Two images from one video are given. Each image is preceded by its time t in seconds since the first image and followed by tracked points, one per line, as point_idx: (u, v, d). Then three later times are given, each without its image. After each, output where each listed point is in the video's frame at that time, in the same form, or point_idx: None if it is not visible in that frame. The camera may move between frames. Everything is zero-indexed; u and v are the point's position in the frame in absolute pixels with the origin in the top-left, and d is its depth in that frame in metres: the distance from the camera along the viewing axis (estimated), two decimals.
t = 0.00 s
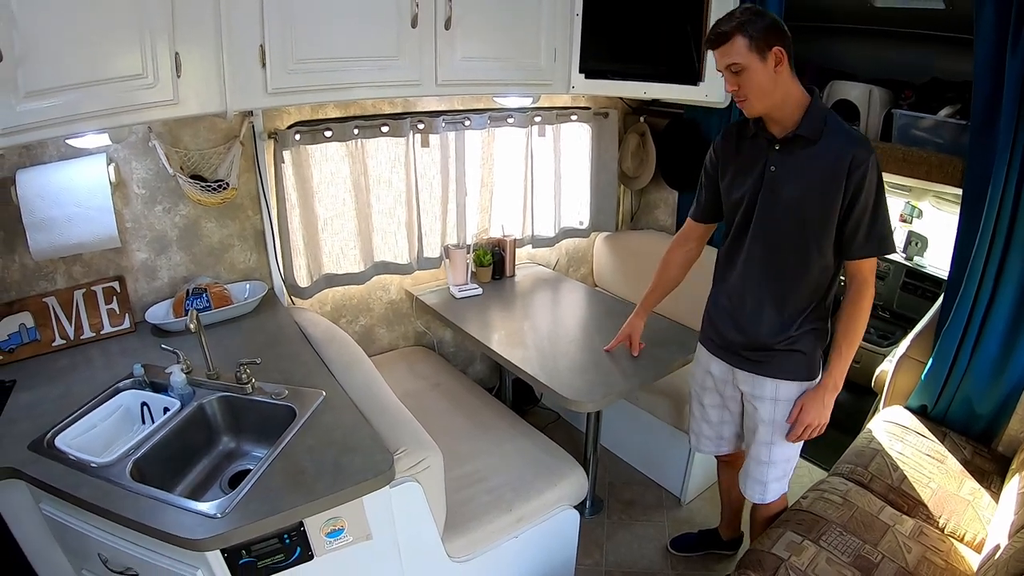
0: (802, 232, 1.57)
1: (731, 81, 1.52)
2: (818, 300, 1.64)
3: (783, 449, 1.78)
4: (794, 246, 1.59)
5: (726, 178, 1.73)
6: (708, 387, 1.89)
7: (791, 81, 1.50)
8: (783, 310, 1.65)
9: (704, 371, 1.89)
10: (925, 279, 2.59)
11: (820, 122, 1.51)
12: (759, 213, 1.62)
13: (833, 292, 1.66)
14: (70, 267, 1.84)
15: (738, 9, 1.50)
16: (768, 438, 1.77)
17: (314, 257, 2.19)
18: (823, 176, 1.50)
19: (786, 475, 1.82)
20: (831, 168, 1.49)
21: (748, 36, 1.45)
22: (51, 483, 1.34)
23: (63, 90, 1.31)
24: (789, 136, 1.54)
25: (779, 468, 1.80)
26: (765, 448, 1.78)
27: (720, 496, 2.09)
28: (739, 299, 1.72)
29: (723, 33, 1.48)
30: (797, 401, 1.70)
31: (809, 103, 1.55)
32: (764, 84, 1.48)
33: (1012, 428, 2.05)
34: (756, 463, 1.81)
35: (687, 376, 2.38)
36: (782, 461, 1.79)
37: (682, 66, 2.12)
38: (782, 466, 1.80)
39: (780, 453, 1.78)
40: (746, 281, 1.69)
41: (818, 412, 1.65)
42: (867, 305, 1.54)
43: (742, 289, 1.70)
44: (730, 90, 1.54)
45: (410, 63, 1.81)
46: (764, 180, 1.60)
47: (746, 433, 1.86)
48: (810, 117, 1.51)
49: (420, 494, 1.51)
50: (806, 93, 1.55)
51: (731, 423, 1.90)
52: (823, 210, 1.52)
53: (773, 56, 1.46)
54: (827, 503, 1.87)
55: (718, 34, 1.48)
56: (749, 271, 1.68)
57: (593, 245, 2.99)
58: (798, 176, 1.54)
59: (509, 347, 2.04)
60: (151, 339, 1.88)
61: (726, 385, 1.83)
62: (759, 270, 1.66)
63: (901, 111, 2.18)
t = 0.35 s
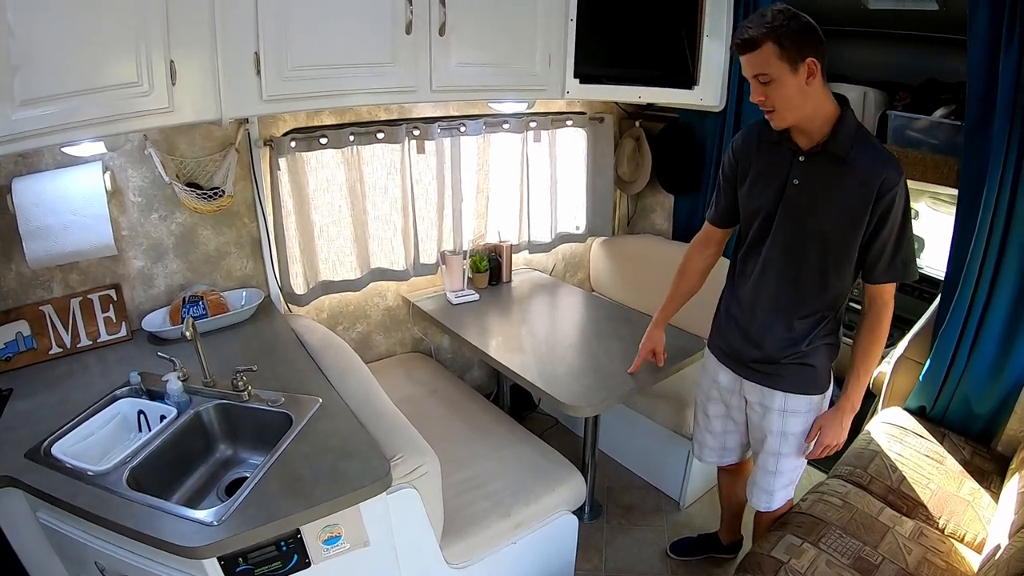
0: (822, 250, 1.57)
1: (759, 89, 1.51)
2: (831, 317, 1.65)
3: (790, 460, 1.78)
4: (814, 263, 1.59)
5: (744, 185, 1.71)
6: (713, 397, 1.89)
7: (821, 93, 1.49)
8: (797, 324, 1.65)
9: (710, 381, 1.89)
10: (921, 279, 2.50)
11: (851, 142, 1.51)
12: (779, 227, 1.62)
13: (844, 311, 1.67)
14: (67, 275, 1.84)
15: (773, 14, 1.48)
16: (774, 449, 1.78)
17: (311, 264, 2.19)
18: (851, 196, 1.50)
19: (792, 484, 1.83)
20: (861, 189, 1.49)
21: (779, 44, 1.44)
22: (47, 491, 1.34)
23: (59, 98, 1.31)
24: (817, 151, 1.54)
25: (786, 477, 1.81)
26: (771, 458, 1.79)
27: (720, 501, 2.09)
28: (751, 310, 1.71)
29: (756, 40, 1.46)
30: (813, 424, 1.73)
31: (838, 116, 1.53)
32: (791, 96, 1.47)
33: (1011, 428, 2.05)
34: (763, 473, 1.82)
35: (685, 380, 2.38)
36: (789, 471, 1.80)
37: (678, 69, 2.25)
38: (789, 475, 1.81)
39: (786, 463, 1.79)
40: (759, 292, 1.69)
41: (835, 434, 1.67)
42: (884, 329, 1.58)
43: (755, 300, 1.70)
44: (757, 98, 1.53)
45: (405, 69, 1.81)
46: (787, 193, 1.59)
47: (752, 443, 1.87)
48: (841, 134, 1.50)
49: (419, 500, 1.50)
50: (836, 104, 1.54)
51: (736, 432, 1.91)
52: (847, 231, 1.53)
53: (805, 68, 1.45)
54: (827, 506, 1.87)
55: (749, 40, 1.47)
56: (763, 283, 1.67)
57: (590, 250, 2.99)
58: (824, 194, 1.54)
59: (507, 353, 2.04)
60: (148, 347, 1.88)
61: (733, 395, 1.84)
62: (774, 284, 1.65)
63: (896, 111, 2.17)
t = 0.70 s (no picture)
0: (839, 267, 1.55)
1: (790, 108, 1.43)
2: (843, 329, 1.64)
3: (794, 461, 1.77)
4: (828, 278, 1.57)
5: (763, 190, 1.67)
6: (720, 391, 1.89)
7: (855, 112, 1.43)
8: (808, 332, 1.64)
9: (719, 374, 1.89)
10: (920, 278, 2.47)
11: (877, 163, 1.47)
12: (798, 238, 1.59)
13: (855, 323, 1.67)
14: (65, 283, 1.83)
15: (808, 23, 1.40)
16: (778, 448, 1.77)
17: (310, 270, 2.18)
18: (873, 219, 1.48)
19: (795, 488, 1.82)
20: (885, 216, 1.46)
21: (816, 61, 1.36)
22: (46, 500, 1.33)
23: (55, 104, 1.30)
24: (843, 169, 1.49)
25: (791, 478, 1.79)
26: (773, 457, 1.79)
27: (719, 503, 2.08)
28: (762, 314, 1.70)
29: (791, 54, 1.38)
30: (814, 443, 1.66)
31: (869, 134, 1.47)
32: (826, 116, 1.41)
33: (1013, 426, 2.04)
34: (767, 474, 1.81)
35: (686, 381, 2.37)
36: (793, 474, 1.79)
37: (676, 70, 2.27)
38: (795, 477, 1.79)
39: (790, 466, 1.78)
40: (772, 297, 1.67)
41: (835, 455, 1.61)
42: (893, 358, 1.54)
43: (767, 306, 1.68)
44: (787, 117, 1.46)
45: (402, 72, 1.81)
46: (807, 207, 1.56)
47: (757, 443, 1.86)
48: (868, 156, 1.46)
49: (420, 505, 1.49)
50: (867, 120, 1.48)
51: (738, 432, 1.90)
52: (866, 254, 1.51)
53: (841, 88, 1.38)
54: (830, 506, 1.86)
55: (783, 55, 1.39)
56: (776, 290, 1.65)
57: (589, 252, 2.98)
58: (846, 214, 1.51)
59: (507, 356, 2.03)
60: (147, 354, 1.87)
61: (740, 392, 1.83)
62: (787, 293, 1.63)
63: (895, 110, 2.18)
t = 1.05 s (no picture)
0: (845, 277, 1.54)
1: (791, 134, 1.38)
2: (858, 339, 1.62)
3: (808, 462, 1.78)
4: (836, 287, 1.56)
5: (772, 197, 1.67)
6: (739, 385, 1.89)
7: (857, 129, 1.39)
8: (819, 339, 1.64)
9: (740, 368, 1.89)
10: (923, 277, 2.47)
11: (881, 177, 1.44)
12: (807, 247, 1.58)
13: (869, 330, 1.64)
14: (65, 285, 1.83)
15: (804, 43, 1.33)
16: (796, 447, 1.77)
17: (310, 271, 2.17)
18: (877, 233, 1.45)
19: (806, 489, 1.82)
20: (887, 230, 1.43)
21: (815, 86, 1.30)
22: (46, 502, 1.32)
23: (56, 105, 1.30)
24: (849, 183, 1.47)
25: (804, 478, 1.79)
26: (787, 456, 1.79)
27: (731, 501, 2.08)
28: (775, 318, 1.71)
29: (789, 81, 1.31)
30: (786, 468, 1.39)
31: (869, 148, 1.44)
32: (829, 138, 1.36)
33: (1017, 424, 2.04)
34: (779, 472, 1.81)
35: (688, 381, 2.36)
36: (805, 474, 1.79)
37: (677, 68, 2.24)
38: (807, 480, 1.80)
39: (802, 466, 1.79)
40: (784, 302, 1.68)
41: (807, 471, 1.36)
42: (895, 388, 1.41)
43: (780, 310, 1.69)
44: (787, 143, 1.40)
45: (402, 72, 1.80)
46: (813, 217, 1.55)
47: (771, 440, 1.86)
48: (872, 172, 1.43)
49: (421, 506, 1.49)
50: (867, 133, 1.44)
51: (753, 427, 1.90)
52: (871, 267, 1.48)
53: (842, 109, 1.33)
54: (833, 506, 1.86)
55: (780, 82, 1.32)
56: (788, 297, 1.66)
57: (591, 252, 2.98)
58: (850, 226, 1.49)
59: (508, 356, 2.02)
60: (147, 356, 1.86)
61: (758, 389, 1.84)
62: (798, 300, 1.64)
63: (896, 108, 2.17)
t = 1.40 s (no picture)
0: (829, 278, 1.56)
1: (753, 149, 1.43)
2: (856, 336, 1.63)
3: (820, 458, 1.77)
4: (821, 287, 1.59)
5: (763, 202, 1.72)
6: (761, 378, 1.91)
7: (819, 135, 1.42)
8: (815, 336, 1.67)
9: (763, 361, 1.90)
10: (924, 275, 2.48)
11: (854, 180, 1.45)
12: (794, 252, 1.63)
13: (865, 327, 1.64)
14: (66, 286, 1.83)
15: (755, 64, 1.37)
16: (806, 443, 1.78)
17: (310, 271, 2.18)
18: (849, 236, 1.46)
19: (809, 486, 1.82)
20: (858, 232, 1.44)
21: (767, 105, 1.34)
22: (46, 503, 1.33)
23: (57, 108, 1.30)
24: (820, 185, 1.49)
25: (810, 476, 1.79)
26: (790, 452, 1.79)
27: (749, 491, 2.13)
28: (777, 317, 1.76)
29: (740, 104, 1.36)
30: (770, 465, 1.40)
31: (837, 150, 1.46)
32: (790, 150, 1.41)
33: (1017, 422, 2.04)
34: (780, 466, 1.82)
35: (688, 380, 2.37)
36: (814, 471, 1.79)
37: (675, 67, 2.21)
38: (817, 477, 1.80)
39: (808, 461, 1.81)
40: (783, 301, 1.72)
41: (788, 466, 1.38)
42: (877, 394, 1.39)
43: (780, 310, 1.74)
44: (751, 156, 1.45)
45: (400, 73, 1.80)
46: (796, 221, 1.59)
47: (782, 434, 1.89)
48: (840, 177, 1.45)
49: (419, 506, 1.49)
50: (833, 133, 1.47)
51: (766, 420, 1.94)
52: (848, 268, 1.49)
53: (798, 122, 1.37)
54: (833, 505, 1.86)
55: (733, 106, 1.37)
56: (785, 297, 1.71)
57: (591, 252, 2.98)
58: (827, 230, 1.51)
59: (507, 356, 2.03)
60: (147, 356, 1.86)
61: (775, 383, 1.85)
62: (793, 300, 1.68)
63: (896, 107, 2.19)
